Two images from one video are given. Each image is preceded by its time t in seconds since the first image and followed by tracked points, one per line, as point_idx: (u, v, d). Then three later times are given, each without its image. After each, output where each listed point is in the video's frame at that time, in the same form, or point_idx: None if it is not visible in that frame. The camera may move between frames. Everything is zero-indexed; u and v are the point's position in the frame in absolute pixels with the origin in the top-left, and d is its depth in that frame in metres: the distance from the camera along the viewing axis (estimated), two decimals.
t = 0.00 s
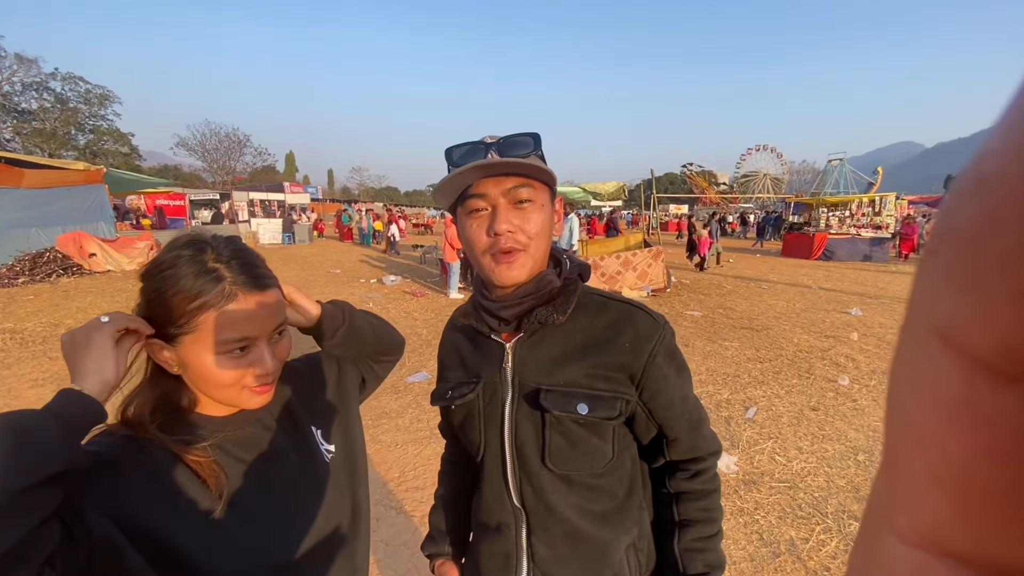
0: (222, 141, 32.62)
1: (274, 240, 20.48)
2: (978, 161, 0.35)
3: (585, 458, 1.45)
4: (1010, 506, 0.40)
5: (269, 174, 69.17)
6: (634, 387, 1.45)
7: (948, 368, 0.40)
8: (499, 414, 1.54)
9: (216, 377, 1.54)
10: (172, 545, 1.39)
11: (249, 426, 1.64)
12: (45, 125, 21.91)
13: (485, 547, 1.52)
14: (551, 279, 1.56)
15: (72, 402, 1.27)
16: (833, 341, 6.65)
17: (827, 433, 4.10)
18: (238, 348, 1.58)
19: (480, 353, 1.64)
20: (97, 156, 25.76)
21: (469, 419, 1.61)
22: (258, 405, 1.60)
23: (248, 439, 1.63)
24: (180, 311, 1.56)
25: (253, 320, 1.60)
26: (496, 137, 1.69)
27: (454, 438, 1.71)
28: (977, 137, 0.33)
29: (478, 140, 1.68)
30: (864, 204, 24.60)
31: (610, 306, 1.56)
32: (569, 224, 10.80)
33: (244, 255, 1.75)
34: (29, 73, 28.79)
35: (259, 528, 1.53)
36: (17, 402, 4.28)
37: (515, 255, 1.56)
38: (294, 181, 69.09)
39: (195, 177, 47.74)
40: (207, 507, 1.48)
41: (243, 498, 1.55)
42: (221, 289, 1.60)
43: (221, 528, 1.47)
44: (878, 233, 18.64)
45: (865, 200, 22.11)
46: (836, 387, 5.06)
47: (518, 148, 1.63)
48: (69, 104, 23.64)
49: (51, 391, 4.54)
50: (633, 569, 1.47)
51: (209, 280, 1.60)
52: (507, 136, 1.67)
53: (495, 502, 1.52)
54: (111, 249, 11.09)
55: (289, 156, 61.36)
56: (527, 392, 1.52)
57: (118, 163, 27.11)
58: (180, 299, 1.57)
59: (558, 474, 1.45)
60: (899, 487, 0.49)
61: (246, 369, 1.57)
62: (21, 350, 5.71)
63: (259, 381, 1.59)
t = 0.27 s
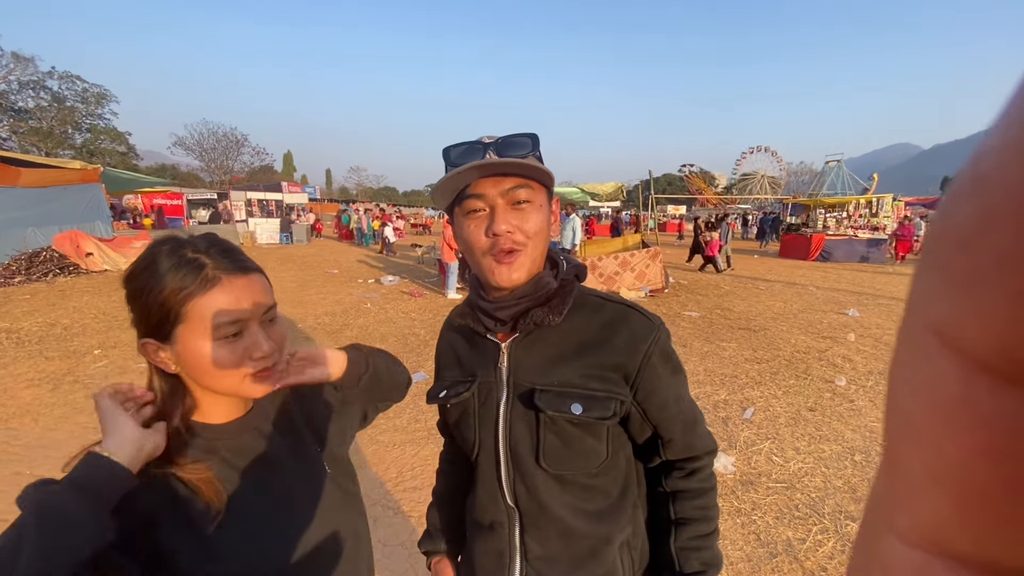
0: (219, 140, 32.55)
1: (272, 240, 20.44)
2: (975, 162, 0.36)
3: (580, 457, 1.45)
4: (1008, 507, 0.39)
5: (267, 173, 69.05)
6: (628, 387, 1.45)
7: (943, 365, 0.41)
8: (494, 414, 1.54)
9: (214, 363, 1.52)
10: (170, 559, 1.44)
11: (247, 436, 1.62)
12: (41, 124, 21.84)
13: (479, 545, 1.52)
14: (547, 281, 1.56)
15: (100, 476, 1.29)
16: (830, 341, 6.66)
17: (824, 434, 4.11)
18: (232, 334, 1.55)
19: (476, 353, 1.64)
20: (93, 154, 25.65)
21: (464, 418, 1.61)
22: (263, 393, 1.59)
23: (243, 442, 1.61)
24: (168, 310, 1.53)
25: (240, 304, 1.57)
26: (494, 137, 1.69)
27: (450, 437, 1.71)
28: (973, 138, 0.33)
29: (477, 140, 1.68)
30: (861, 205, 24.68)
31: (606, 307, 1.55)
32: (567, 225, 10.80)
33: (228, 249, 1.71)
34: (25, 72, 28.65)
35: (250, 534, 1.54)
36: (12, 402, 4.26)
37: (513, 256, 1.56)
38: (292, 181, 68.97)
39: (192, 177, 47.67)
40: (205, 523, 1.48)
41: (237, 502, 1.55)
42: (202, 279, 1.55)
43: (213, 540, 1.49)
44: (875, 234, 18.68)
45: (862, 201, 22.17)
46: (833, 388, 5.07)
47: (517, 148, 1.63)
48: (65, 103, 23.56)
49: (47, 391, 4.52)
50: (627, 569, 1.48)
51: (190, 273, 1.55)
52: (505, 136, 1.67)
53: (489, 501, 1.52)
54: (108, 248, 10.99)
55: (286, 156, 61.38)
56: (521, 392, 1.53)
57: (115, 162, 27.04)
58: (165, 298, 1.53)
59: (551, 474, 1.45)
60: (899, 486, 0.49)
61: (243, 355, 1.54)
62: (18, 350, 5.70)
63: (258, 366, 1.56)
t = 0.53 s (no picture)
0: (217, 140, 32.48)
1: (269, 239, 20.40)
2: (973, 165, 0.35)
3: (578, 460, 1.45)
4: (1007, 512, 0.40)
5: (264, 172, 68.93)
6: (626, 389, 1.45)
7: (944, 373, 0.40)
8: (490, 417, 1.54)
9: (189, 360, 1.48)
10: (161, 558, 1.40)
11: (234, 434, 1.60)
12: (38, 122, 21.76)
13: (478, 540, 1.51)
14: (545, 282, 1.57)
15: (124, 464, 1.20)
16: (827, 342, 6.68)
17: (821, 434, 4.12)
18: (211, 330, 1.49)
19: (471, 355, 1.63)
20: (90, 153, 25.55)
21: (460, 421, 1.60)
22: (244, 391, 1.56)
23: (236, 446, 1.59)
24: (151, 306, 1.51)
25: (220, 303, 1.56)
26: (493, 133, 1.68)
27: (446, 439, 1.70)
28: (970, 144, 0.32)
29: (477, 136, 1.67)
30: (858, 206, 24.77)
31: (603, 309, 1.55)
32: (565, 224, 10.80)
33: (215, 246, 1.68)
34: (21, 70, 28.55)
35: (249, 534, 1.52)
36: (8, 401, 4.24)
37: (509, 256, 1.56)
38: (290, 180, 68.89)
39: (190, 176, 47.56)
40: (197, 517, 1.46)
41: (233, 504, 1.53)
42: (179, 275, 1.53)
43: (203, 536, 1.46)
44: (871, 235, 18.75)
45: (859, 201, 22.23)
46: (830, 388, 5.08)
47: (516, 145, 1.63)
48: (62, 102, 23.48)
49: (43, 390, 4.51)
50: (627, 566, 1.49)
51: (167, 268, 1.53)
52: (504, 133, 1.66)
53: (487, 502, 1.51)
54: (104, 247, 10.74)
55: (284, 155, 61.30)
56: (519, 396, 1.52)
57: (112, 161, 26.94)
58: (145, 295, 1.51)
59: (550, 477, 1.45)
60: (897, 493, 0.49)
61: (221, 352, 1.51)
62: (13, 350, 5.66)
63: (238, 364, 1.54)
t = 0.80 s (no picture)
0: (215, 139, 32.43)
1: (267, 239, 20.37)
2: (975, 163, 0.35)
3: (575, 461, 1.45)
4: (1013, 511, 0.40)
5: (262, 172, 68.86)
6: (624, 391, 1.45)
7: (946, 371, 0.40)
8: (488, 420, 1.54)
9: (178, 377, 1.40)
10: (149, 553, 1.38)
11: (223, 435, 1.56)
12: (35, 121, 21.71)
13: (474, 549, 1.51)
14: (543, 283, 1.57)
15: (142, 367, 1.19)
16: (825, 342, 6.70)
17: (818, 434, 4.13)
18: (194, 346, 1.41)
19: (469, 358, 1.63)
20: (87, 152, 25.50)
21: (459, 424, 1.59)
22: (229, 402, 1.51)
23: (229, 448, 1.56)
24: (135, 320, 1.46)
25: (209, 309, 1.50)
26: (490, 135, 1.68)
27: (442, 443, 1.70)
28: (973, 140, 0.33)
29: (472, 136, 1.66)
30: (855, 207, 24.86)
31: (602, 310, 1.55)
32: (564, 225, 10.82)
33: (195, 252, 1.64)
34: (19, 69, 28.48)
35: (243, 536, 1.50)
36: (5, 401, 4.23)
37: (508, 256, 1.56)
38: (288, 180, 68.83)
39: (188, 176, 47.49)
40: (189, 514, 1.44)
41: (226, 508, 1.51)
42: (163, 284, 1.48)
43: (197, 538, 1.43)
44: (869, 236, 18.81)
45: (857, 203, 22.30)
46: (828, 388, 5.09)
47: (514, 146, 1.63)
48: (60, 101, 23.43)
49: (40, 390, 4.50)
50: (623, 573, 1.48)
51: (151, 278, 1.47)
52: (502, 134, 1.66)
53: (483, 506, 1.51)
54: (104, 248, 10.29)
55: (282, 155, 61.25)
56: (518, 398, 1.52)
57: (109, 160, 26.87)
58: (127, 308, 1.45)
59: (547, 478, 1.45)
60: (900, 491, 0.49)
61: (206, 363, 1.44)
62: (10, 349, 5.64)
63: (225, 374, 1.49)
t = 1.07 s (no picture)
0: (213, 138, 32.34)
1: (265, 238, 20.33)
2: (975, 164, 0.35)
3: (579, 460, 1.45)
4: (1015, 511, 0.40)
5: (261, 171, 68.74)
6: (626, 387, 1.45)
7: (947, 370, 0.40)
8: (492, 419, 1.53)
9: (172, 380, 1.39)
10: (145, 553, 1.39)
11: (218, 437, 1.55)
12: (32, 120, 21.62)
13: (476, 550, 1.51)
14: (549, 282, 1.58)
15: (137, 376, 1.20)
16: (823, 342, 6.70)
17: (816, 434, 4.13)
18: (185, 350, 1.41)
19: (471, 357, 1.63)
20: (84, 151, 25.41)
21: (461, 423, 1.59)
22: (223, 406, 1.51)
23: (225, 450, 1.55)
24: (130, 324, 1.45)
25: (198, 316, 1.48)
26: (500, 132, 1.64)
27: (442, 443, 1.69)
28: (973, 142, 0.33)
29: (484, 133, 1.61)
30: (853, 207, 24.92)
31: (604, 309, 1.56)
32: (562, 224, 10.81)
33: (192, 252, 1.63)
34: (16, 67, 28.38)
35: (243, 536, 1.51)
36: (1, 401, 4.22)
37: (522, 257, 1.55)
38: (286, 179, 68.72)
39: (186, 175, 47.40)
40: (183, 515, 1.44)
41: (225, 509, 1.52)
42: (160, 287, 1.47)
43: (191, 541, 1.44)
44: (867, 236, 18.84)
45: (855, 202, 22.33)
46: (826, 388, 5.10)
47: (528, 145, 1.59)
48: (57, 99, 23.35)
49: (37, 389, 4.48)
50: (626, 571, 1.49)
51: (146, 280, 1.46)
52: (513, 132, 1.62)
53: (486, 507, 1.51)
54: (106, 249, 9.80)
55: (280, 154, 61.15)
56: (522, 396, 1.52)
57: (106, 159, 26.78)
58: (123, 311, 1.44)
59: (551, 477, 1.45)
60: (904, 491, 0.49)
61: (203, 367, 1.44)
62: (6, 349, 5.62)
63: (218, 381, 1.48)
